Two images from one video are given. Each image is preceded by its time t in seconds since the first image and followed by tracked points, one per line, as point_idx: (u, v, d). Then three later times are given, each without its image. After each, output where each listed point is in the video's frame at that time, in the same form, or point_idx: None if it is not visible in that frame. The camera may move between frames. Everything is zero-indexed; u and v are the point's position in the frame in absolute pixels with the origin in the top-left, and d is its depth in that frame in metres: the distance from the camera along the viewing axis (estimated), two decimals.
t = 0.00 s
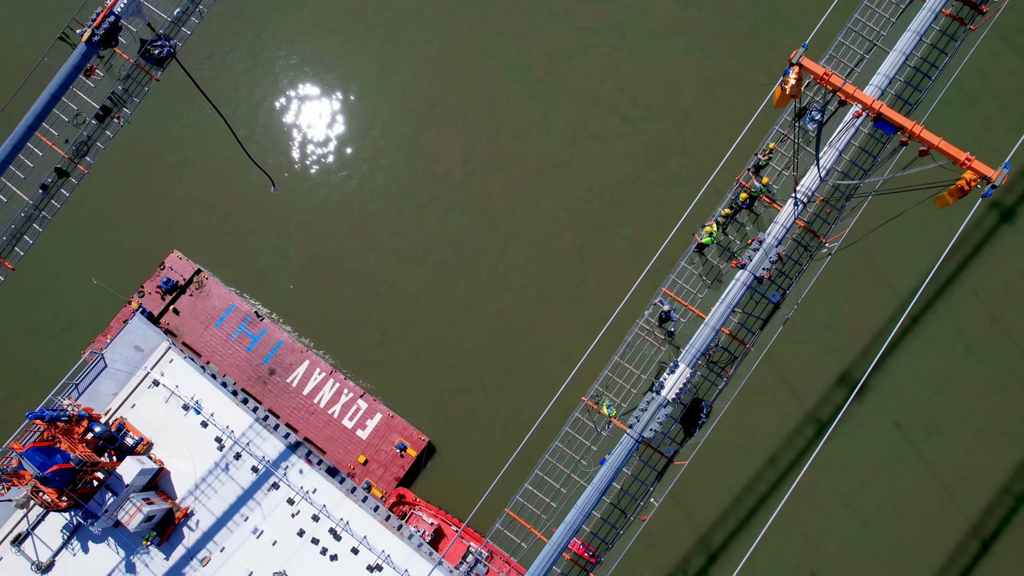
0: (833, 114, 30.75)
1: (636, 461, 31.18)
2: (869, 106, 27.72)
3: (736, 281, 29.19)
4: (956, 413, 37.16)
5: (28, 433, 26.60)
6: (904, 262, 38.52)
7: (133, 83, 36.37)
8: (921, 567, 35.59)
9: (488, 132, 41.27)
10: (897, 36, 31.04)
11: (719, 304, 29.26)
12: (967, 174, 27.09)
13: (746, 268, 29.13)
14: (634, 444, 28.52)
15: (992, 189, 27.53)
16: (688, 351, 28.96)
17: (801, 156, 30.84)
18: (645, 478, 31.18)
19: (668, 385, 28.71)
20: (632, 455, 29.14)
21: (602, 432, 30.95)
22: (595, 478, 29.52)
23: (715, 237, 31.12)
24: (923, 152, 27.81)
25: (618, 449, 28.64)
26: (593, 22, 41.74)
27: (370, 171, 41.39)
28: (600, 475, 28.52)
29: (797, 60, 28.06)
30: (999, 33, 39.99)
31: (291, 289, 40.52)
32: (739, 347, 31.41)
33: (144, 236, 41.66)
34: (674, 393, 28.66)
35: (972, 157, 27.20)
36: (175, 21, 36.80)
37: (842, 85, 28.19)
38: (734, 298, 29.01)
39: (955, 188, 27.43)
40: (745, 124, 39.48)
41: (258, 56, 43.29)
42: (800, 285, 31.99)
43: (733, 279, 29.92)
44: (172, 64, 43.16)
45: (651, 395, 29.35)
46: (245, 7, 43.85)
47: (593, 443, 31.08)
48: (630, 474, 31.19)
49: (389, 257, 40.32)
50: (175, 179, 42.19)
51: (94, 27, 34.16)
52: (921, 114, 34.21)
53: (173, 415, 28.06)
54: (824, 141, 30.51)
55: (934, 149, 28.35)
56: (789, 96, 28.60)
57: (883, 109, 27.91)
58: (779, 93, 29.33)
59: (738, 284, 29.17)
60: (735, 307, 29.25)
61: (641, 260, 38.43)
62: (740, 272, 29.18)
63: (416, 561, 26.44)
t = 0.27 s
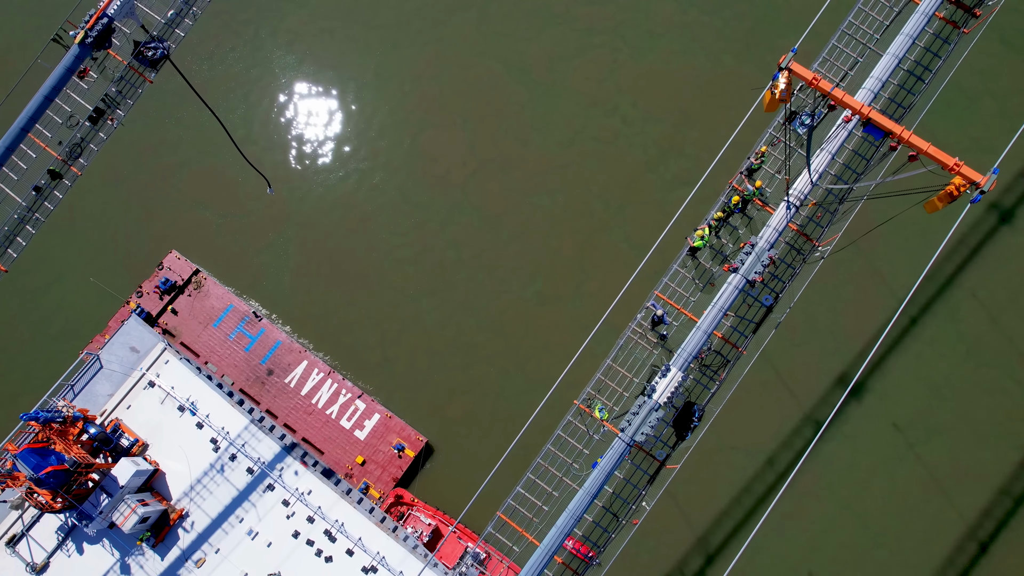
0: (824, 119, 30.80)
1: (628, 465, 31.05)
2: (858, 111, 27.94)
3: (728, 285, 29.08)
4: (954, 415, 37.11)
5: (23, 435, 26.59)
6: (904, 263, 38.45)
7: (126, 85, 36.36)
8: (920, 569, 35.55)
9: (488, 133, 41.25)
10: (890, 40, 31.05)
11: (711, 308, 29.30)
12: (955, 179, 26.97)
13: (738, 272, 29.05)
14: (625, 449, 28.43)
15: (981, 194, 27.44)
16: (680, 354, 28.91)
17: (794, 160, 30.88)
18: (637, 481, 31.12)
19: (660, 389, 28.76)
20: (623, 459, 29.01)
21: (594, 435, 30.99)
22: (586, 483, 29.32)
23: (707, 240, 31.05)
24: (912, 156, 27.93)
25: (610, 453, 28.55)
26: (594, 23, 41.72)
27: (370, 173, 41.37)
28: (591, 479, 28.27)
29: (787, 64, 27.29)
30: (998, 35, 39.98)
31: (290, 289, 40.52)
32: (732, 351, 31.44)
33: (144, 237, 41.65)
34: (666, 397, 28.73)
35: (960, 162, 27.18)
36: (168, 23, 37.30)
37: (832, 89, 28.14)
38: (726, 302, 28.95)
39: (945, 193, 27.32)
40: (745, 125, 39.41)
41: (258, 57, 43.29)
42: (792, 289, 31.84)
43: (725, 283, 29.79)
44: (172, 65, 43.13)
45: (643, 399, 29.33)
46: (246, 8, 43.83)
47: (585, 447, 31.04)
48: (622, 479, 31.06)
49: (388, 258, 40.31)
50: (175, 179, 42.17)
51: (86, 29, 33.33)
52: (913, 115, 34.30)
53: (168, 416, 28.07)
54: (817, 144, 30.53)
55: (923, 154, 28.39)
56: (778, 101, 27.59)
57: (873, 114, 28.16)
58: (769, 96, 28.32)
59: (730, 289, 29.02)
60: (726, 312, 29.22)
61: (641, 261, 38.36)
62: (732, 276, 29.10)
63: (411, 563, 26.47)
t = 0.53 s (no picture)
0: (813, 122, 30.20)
1: (620, 468, 31.03)
2: (847, 115, 28.07)
3: (720, 289, 29.25)
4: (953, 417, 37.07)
5: (17, 436, 26.60)
6: (903, 264, 38.40)
7: (119, 86, 35.96)
8: (917, 570, 35.54)
9: (487, 134, 41.23)
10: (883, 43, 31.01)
11: (703, 311, 29.34)
12: (944, 184, 27.12)
13: (729, 275, 29.18)
14: (616, 452, 28.57)
15: (969, 200, 27.58)
16: (672, 358, 29.10)
17: (787, 163, 30.62)
18: (628, 485, 31.09)
19: (652, 392, 28.78)
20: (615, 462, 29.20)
21: (586, 439, 30.88)
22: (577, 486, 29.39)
23: (699, 243, 30.78)
24: (899, 162, 28.22)
25: (601, 457, 28.76)
26: (594, 24, 41.67)
27: (370, 174, 41.37)
28: (582, 482, 28.42)
29: (775, 69, 27.78)
30: (998, 37, 39.93)
31: (289, 290, 40.52)
32: (724, 354, 31.29)
33: (143, 237, 41.66)
34: (657, 401, 28.75)
35: (948, 167, 27.39)
36: (163, 25, 36.81)
37: (820, 94, 28.59)
38: (718, 305, 29.13)
39: (933, 199, 27.34)
40: (745, 126, 39.36)
41: (258, 57, 43.27)
42: (784, 292, 31.54)
43: (717, 286, 29.93)
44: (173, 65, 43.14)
45: (634, 403, 29.36)
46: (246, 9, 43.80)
47: (577, 450, 30.93)
48: (614, 481, 31.04)
49: (387, 259, 40.31)
50: (174, 180, 42.19)
51: (80, 30, 33.86)
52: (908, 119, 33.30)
53: (164, 417, 28.07)
54: (808, 148, 30.15)
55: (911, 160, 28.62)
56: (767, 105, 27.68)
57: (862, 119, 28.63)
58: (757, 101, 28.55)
59: (722, 292, 29.22)
60: (718, 315, 29.32)
61: (640, 262, 38.32)
62: (724, 280, 29.23)
63: (406, 564, 26.51)
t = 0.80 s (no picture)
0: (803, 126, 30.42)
1: (612, 471, 30.83)
2: (835, 119, 28.11)
3: (712, 292, 29.21)
4: (951, 418, 37.01)
5: (13, 436, 26.63)
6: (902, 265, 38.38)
7: (113, 88, 35.90)
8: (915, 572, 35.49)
9: (487, 136, 41.22)
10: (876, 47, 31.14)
11: (694, 315, 29.34)
12: (932, 190, 26.95)
13: (721, 279, 29.15)
14: (607, 456, 28.54)
15: (957, 205, 27.40)
16: (663, 361, 29.15)
17: (780, 166, 30.66)
18: (620, 488, 30.90)
19: (642, 396, 28.89)
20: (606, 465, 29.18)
21: (578, 442, 30.83)
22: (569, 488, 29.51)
23: (691, 246, 30.83)
24: (889, 166, 28.04)
25: (592, 459, 28.66)
26: (594, 25, 41.64)
27: (370, 175, 41.37)
28: (573, 485, 28.50)
29: (764, 73, 27.57)
30: (997, 38, 39.89)
31: (288, 290, 40.51)
32: (716, 357, 31.23)
33: (143, 238, 41.65)
34: (649, 404, 28.82)
35: (937, 173, 27.14)
36: (157, 26, 36.33)
37: (809, 98, 28.21)
38: (710, 309, 29.12)
39: (922, 203, 27.27)
40: (745, 127, 39.35)
41: (258, 58, 43.27)
42: (777, 295, 31.53)
43: (708, 289, 29.89)
44: (174, 66, 43.21)
45: (626, 406, 29.45)
46: (245, 10, 43.78)
47: (569, 453, 30.89)
48: (605, 485, 30.87)
49: (386, 260, 40.30)
50: (174, 181, 42.18)
51: (73, 32, 33.97)
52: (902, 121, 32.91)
53: (159, 418, 28.06)
54: (797, 152, 30.34)
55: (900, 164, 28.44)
56: (756, 109, 27.74)
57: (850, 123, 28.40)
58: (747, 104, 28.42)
59: (713, 295, 29.18)
60: (710, 318, 29.31)
61: (640, 264, 38.30)
62: (716, 283, 29.16)
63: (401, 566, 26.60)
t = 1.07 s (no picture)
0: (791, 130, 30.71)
1: (603, 474, 30.88)
2: (824, 124, 28.33)
3: (704, 295, 28.98)
4: (950, 420, 36.98)
5: (7, 437, 26.48)
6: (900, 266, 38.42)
7: (106, 89, 36.27)
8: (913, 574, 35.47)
9: (487, 137, 41.20)
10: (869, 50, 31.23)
11: (686, 318, 29.17)
12: (920, 194, 27.45)
13: (713, 282, 28.92)
14: (598, 459, 28.36)
15: (945, 210, 27.86)
16: (655, 364, 28.79)
17: (772, 170, 30.79)
18: (612, 491, 30.99)
19: (634, 400, 28.65)
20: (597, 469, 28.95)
21: (569, 445, 30.98)
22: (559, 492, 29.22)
23: (684, 249, 30.84)
24: (877, 171, 28.37)
25: (583, 462, 28.51)
26: (594, 27, 41.62)
27: (370, 176, 41.36)
28: (564, 489, 28.19)
29: (752, 76, 27.99)
30: (997, 40, 39.85)
31: (287, 291, 40.51)
32: (709, 360, 31.45)
33: (142, 238, 41.66)
34: (639, 408, 28.61)
35: (925, 178, 27.62)
36: (150, 28, 37.19)
37: (798, 102, 28.71)
38: (701, 312, 28.84)
39: (910, 208, 27.81)
40: (745, 129, 39.35)
41: (259, 58, 43.29)
42: (768, 298, 31.78)
43: (700, 293, 29.66)
44: (174, 66, 43.26)
45: (617, 409, 29.32)
46: (246, 10, 43.81)
47: (561, 455, 31.12)
48: (597, 488, 30.92)
49: (386, 260, 40.31)
50: (174, 181, 42.20)
51: (66, 33, 34.00)
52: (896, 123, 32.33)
53: (154, 419, 28.10)
54: (791, 155, 30.38)
55: (888, 169, 28.82)
56: (745, 114, 27.71)
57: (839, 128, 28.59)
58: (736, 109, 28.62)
59: (705, 299, 28.92)
60: (701, 322, 29.13)
61: (639, 265, 38.27)
62: (708, 286, 28.99)
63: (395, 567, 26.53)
